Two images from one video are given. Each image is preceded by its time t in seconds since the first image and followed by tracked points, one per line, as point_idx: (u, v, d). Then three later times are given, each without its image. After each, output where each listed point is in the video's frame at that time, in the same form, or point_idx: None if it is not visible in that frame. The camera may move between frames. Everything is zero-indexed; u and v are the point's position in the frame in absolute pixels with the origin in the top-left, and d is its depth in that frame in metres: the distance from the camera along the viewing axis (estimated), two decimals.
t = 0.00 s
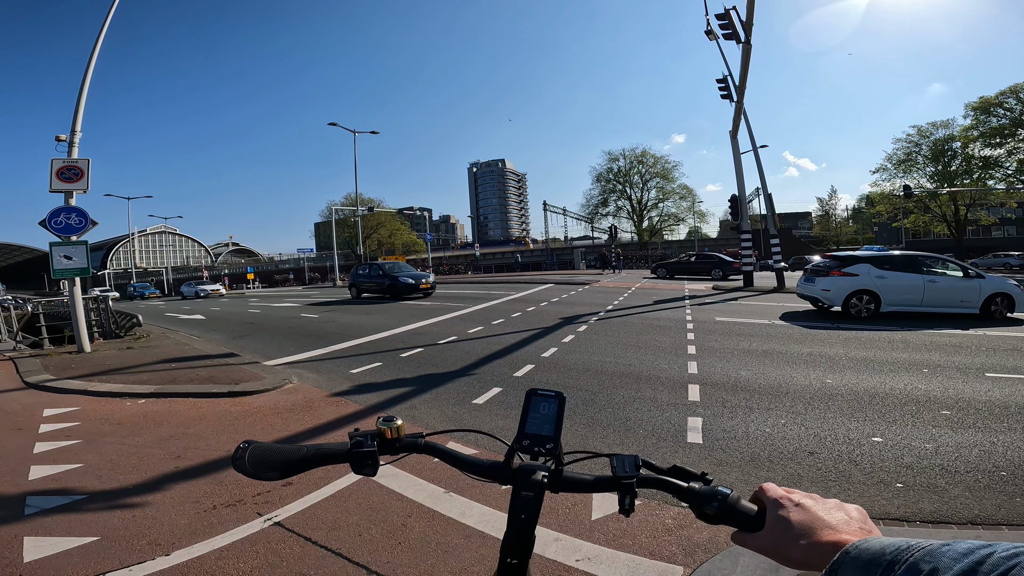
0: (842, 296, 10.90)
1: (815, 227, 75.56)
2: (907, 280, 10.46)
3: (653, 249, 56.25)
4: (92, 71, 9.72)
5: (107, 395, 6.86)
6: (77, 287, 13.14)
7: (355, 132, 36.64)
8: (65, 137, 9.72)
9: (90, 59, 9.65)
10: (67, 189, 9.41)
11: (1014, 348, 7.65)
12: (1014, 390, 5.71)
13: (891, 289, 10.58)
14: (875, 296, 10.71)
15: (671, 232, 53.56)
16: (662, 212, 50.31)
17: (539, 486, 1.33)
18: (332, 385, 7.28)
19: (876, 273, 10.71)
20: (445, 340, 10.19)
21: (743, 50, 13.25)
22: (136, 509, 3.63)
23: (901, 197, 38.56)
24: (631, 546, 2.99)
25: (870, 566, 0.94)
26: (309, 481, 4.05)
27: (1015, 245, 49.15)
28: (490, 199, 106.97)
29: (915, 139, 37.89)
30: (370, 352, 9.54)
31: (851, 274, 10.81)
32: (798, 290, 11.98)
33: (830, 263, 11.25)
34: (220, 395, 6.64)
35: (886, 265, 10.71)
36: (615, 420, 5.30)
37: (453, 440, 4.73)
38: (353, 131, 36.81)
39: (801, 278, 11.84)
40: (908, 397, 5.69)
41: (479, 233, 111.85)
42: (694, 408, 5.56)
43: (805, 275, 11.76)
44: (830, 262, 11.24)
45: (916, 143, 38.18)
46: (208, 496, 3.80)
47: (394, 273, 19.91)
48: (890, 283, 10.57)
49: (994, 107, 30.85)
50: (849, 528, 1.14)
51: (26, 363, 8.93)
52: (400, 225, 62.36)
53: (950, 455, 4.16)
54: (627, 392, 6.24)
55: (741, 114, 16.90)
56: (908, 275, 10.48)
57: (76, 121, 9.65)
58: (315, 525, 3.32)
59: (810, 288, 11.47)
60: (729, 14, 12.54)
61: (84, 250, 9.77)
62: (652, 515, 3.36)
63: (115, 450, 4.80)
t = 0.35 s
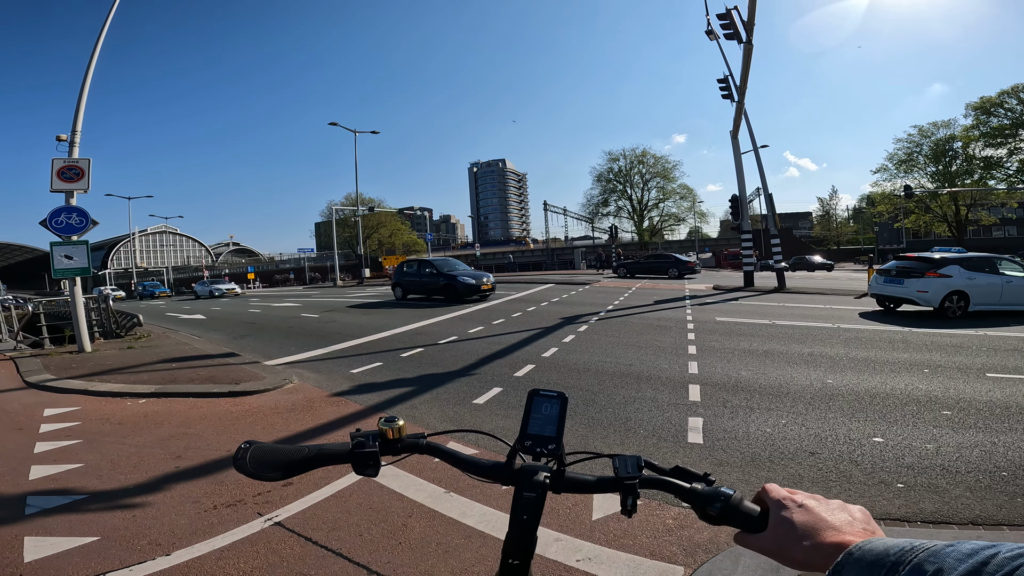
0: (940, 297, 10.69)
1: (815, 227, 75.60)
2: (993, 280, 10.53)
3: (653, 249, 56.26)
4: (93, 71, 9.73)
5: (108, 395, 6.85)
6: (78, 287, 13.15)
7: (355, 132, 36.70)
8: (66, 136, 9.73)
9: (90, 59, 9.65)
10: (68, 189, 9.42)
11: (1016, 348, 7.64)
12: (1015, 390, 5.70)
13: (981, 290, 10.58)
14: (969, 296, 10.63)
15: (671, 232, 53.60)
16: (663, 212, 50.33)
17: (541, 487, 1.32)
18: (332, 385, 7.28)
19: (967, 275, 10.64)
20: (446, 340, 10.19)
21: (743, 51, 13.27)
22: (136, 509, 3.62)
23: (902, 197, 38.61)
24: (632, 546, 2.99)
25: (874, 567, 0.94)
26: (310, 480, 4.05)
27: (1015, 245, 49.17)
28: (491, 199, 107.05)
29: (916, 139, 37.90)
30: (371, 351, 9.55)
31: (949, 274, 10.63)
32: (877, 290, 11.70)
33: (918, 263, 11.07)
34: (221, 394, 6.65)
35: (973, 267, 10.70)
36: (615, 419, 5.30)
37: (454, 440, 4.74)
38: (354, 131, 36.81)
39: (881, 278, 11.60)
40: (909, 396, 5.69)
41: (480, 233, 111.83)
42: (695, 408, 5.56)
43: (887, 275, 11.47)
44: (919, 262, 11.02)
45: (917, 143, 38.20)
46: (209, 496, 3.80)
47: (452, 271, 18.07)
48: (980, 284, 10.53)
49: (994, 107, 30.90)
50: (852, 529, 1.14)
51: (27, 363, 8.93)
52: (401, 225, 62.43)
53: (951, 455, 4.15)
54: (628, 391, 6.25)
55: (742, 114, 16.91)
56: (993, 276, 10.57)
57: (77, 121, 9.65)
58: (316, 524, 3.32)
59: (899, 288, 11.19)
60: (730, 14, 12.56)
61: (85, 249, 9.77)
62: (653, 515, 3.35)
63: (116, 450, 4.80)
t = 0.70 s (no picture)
0: (1006, 296, 10.98)
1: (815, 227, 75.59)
2: None
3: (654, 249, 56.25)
4: (94, 71, 9.74)
5: (108, 395, 6.86)
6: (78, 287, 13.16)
7: (356, 131, 36.72)
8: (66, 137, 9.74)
9: (91, 60, 9.66)
10: (69, 189, 9.43)
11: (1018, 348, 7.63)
12: (1016, 390, 5.70)
13: None
14: None
15: (672, 232, 53.61)
16: (664, 212, 50.31)
17: (540, 488, 1.32)
18: (333, 385, 7.28)
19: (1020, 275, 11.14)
20: (447, 340, 10.19)
21: (743, 51, 13.28)
22: (137, 509, 3.63)
23: (903, 198, 38.63)
24: (632, 546, 2.98)
25: (874, 567, 0.94)
26: (310, 481, 4.05)
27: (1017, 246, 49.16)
28: (491, 199, 107.06)
29: (917, 139, 37.88)
30: (371, 351, 9.55)
31: (1012, 274, 10.97)
32: (936, 290, 11.76)
33: (978, 263, 11.32)
34: (221, 394, 6.65)
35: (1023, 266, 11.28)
36: (616, 420, 5.30)
37: (454, 440, 4.74)
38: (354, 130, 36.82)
39: (941, 279, 11.68)
40: (910, 397, 5.69)
41: (480, 233, 111.86)
42: (696, 408, 5.56)
43: (948, 276, 11.59)
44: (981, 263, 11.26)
45: (918, 143, 38.18)
46: (210, 496, 3.80)
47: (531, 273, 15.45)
48: None
49: (996, 107, 30.92)
50: (853, 530, 1.14)
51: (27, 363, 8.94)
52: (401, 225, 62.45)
53: (952, 456, 4.15)
54: (629, 391, 6.25)
55: (743, 115, 16.91)
56: None
57: (78, 121, 9.66)
58: (316, 525, 3.32)
59: (964, 289, 11.35)
60: (730, 14, 12.55)
61: (85, 249, 9.78)
62: (654, 515, 3.35)
63: (116, 450, 4.81)
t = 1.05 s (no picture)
0: None
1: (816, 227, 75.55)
2: None
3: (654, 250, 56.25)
4: (94, 71, 9.74)
5: (109, 395, 6.86)
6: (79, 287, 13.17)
7: (356, 131, 36.75)
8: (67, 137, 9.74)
9: (91, 60, 9.66)
10: (70, 189, 9.43)
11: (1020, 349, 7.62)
12: (1018, 390, 5.69)
13: None
14: None
15: (672, 232, 53.61)
16: (664, 212, 50.30)
17: (542, 490, 1.32)
18: (333, 385, 7.29)
19: None
20: (447, 340, 10.19)
21: (744, 51, 13.25)
22: (138, 509, 3.63)
23: (904, 198, 38.60)
24: (634, 546, 2.98)
25: (878, 570, 0.93)
26: (311, 481, 4.05)
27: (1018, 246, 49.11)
28: (491, 199, 107.04)
29: (918, 139, 37.85)
30: (372, 351, 9.56)
31: None
32: (973, 289, 12.02)
33: (1013, 263, 11.67)
34: (222, 394, 6.66)
35: None
36: (617, 420, 5.31)
37: (455, 440, 4.74)
38: (354, 130, 36.87)
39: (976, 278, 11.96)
40: (911, 397, 5.68)
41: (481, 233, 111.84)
42: (696, 408, 5.56)
43: (985, 276, 11.83)
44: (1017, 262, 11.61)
45: (919, 143, 38.16)
46: (211, 497, 3.81)
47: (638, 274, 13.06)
48: None
49: (997, 107, 30.87)
50: (856, 531, 1.14)
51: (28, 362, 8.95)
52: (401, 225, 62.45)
53: (953, 456, 4.15)
54: (630, 392, 6.25)
55: (743, 115, 16.89)
56: None
57: (78, 121, 9.66)
58: (317, 525, 3.32)
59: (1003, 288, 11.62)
60: (731, 13, 12.53)
61: (86, 249, 9.79)
62: (655, 516, 3.34)
63: (117, 450, 4.81)
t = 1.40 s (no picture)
0: None
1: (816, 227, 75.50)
2: None
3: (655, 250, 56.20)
4: (94, 71, 9.74)
5: (110, 395, 6.87)
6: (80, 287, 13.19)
7: (356, 131, 36.73)
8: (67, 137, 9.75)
9: (92, 60, 9.67)
10: (70, 189, 9.44)
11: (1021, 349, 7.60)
12: (1018, 391, 5.68)
13: None
14: None
15: (673, 232, 53.52)
16: (665, 212, 50.27)
17: (543, 490, 1.32)
18: (334, 385, 7.29)
19: None
20: (447, 340, 10.20)
21: (745, 51, 13.24)
22: (139, 509, 3.63)
23: (905, 197, 38.53)
24: (634, 546, 2.99)
25: (877, 570, 0.93)
26: (312, 481, 4.05)
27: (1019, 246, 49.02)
28: (492, 199, 107.00)
29: (919, 139, 37.78)
30: (372, 351, 9.57)
31: None
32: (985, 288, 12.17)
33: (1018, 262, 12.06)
34: (223, 394, 6.66)
35: None
36: (617, 420, 5.32)
37: (455, 441, 4.74)
38: (354, 130, 36.87)
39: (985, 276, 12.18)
40: (911, 397, 5.68)
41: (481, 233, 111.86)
42: (696, 409, 5.56)
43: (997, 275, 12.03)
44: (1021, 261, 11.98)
45: (919, 143, 38.10)
46: (211, 496, 3.81)
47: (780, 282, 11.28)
48: None
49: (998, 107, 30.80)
50: (856, 531, 1.14)
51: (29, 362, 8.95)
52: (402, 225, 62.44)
53: (954, 456, 4.14)
54: (630, 392, 6.25)
55: (744, 115, 16.87)
56: None
57: (79, 121, 9.67)
58: (318, 525, 3.32)
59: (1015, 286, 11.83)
60: (731, 13, 12.51)
61: (87, 249, 9.79)
62: (655, 517, 3.34)
63: (118, 449, 4.81)
